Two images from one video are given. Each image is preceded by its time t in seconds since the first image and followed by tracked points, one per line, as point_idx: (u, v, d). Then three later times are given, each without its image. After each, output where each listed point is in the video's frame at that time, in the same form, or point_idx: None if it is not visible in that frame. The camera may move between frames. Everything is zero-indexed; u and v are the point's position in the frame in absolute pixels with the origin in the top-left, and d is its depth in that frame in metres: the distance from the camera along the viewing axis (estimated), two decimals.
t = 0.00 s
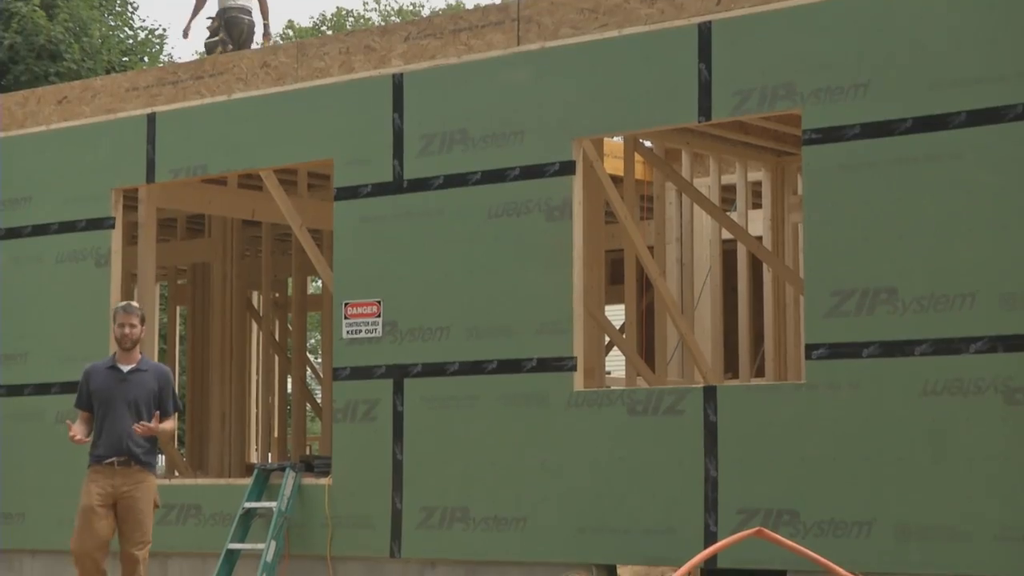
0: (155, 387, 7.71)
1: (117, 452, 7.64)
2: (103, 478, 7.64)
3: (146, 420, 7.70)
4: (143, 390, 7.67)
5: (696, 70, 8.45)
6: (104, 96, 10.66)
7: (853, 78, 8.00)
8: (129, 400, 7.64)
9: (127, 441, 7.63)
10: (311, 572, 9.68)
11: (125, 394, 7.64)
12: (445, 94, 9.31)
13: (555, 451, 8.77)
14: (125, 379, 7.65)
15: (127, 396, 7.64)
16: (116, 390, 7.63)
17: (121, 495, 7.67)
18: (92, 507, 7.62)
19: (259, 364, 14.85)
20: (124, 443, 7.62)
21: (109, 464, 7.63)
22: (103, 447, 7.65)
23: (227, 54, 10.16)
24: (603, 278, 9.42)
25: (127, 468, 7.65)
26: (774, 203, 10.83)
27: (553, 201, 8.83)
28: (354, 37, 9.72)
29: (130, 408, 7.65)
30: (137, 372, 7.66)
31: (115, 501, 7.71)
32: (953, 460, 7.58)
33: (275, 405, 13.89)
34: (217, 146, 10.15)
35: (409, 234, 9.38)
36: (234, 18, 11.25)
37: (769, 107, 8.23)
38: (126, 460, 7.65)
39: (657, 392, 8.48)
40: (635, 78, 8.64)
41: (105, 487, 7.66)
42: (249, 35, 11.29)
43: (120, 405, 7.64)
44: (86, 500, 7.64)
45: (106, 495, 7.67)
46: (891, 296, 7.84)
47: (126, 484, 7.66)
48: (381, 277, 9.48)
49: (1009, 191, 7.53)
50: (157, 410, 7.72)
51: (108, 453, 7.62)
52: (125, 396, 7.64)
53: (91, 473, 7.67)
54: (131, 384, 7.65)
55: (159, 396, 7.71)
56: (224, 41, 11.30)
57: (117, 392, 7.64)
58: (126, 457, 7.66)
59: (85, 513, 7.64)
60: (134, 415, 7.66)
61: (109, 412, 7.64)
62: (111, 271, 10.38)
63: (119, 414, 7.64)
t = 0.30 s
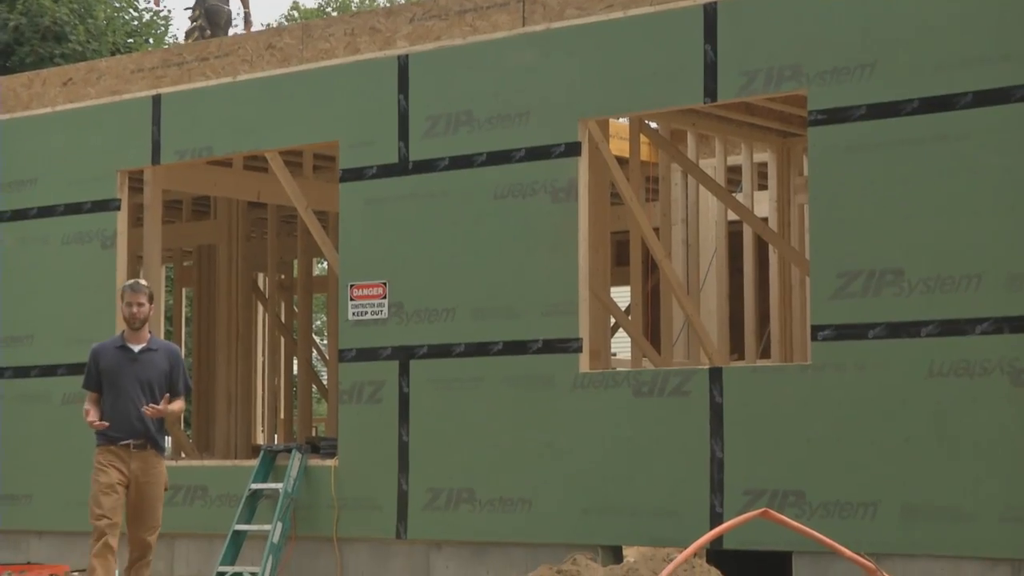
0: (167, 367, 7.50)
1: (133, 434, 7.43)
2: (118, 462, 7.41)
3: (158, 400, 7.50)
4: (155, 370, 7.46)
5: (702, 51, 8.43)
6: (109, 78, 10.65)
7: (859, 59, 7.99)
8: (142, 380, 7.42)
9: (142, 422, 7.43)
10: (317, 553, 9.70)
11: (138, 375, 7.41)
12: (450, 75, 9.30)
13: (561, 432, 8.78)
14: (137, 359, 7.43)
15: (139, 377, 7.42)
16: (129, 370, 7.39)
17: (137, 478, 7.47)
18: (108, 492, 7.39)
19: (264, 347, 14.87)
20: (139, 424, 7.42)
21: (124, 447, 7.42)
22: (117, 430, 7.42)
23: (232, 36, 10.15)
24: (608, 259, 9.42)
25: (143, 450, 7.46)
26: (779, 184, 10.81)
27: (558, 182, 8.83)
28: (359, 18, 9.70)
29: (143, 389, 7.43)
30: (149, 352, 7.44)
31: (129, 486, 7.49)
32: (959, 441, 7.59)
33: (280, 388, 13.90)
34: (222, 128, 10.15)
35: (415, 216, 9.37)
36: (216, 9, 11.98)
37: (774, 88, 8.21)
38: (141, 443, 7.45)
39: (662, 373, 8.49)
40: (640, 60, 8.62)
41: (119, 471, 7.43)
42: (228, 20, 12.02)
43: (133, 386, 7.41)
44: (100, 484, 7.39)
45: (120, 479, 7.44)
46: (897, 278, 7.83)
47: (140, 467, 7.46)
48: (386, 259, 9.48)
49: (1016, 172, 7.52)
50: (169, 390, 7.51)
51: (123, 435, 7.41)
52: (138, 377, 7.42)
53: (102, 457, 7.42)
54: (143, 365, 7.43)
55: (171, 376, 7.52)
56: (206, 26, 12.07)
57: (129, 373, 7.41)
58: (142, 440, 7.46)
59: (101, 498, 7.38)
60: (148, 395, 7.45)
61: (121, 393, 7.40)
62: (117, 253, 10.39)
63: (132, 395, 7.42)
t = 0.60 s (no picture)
0: (168, 349, 7.53)
1: (145, 419, 7.39)
2: (132, 450, 7.36)
3: (163, 383, 7.50)
4: (158, 353, 7.48)
5: (710, 32, 8.41)
6: (117, 60, 10.64)
7: (867, 40, 7.97)
8: (148, 364, 7.42)
9: (153, 406, 7.42)
10: (325, 534, 9.73)
11: (143, 359, 7.40)
12: (458, 57, 9.29)
13: (568, 413, 8.78)
14: (140, 343, 7.43)
15: (146, 359, 7.41)
16: (134, 354, 7.38)
17: (149, 464, 7.43)
18: (123, 483, 7.32)
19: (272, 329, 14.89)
20: (151, 406, 7.41)
21: (139, 433, 7.37)
22: (129, 416, 7.37)
23: (239, 17, 10.15)
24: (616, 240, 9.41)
25: (156, 435, 7.44)
26: (787, 165, 10.79)
27: (566, 164, 8.82)
28: None
29: (150, 372, 7.43)
30: (150, 335, 7.46)
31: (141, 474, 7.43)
32: (967, 422, 7.58)
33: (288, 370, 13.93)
34: (229, 109, 10.14)
35: (422, 197, 9.37)
36: None
37: (782, 69, 8.20)
38: (155, 428, 7.43)
39: (670, 354, 8.49)
40: (648, 41, 8.60)
41: (132, 459, 7.36)
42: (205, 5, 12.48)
43: (139, 370, 7.38)
44: (115, 475, 7.31)
45: (134, 467, 7.37)
46: (905, 259, 7.82)
47: (152, 453, 7.43)
48: (394, 240, 9.48)
49: None
50: (172, 372, 7.54)
51: (136, 421, 7.36)
52: (143, 361, 7.41)
53: (115, 446, 7.34)
54: (146, 348, 7.44)
55: (172, 357, 7.56)
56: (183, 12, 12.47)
57: (134, 357, 7.39)
58: (155, 425, 7.43)
59: (118, 489, 7.30)
60: (154, 378, 7.45)
61: (128, 379, 7.36)
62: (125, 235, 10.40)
63: (140, 380, 7.39)
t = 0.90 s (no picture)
0: (170, 321, 7.40)
1: (149, 390, 7.24)
2: (138, 425, 7.21)
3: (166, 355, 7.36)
4: (161, 324, 7.34)
5: (723, 10, 8.38)
6: (129, 39, 10.64)
7: (881, 17, 7.94)
8: (150, 335, 7.29)
9: (155, 377, 7.26)
10: (339, 513, 9.77)
11: (145, 331, 7.27)
12: (470, 36, 9.27)
13: (581, 392, 8.79)
14: (142, 315, 7.29)
15: (147, 330, 7.28)
16: (136, 326, 7.23)
17: (157, 438, 7.28)
18: (130, 461, 7.19)
19: (285, 309, 14.91)
20: (152, 378, 7.26)
21: (143, 405, 7.20)
22: (133, 389, 7.21)
23: None
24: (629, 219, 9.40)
25: (161, 407, 7.27)
26: (800, 144, 10.77)
27: (579, 142, 8.81)
28: None
29: (153, 344, 7.30)
30: (152, 306, 7.32)
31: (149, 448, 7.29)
32: (980, 400, 7.58)
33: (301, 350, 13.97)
34: (242, 89, 10.14)
35: (434, 177, 9.37)
36: None
37: (795, 46, 8.17)
38: (160, 400, 7.26)
39: (683, 333, 8.48)
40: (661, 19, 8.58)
41: (139, 435, 7.22)
42: None
43: (142, 343, 7.25)
44: (122, 455, 7.19)
45: (141, 443, 7.23)
46: (919, 237, 7.80)
47: (159, 425, 7.28)
48: (406, 220, 9.48)
49: None
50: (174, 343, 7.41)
51: (140, 393, 7.20)
52: (145, 332, 7.28)
53: (121, 424, 7.20)
54: (149, 320, 7.30)
55: (175, 329, 7.43)
56: None
57: (136, 330, 7.25)
58: (159, 396, 7.27)
59: (126, 468, 7.18)
60: (157, 350, 7.31)
61: (129, 350, 7.22)
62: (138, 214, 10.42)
63: (142, 352, 7.25)
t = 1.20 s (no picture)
0: (186, 302, 6.79)
1: (158, 375, 6.64)
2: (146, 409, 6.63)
3: (178, 340, 6.72)
4: (175, 307, 6.72)
5: None
6: (144, 22, 10.65)
7: None
8: (162, 319, 6.66)
9: (167, 362, 6.64)
10: (355, 495, 9.81)
11: (157, 315, 6.66)
12: (484, 18, 9.26)
13: (596, 375, 8.79)
14: (154, 297, 6.69)
15: (159, 314, 6.66)
16: (148, 309, 6.64)
17: (169, 423, 6.69)
18: (139, 449, 6.66)
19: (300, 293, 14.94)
20: (164, 364, 6.64)
21: (153, 390, 6.62)
22: (143, 374, 6.63)
23: None
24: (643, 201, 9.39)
25: (172, 392, 6.67)
26: (815, 126, 10.75)
27: (593, 125, 8.80)
28: None
29: (167, 328, 6.68)
30: (165, 288, 6.71)
31: (161, 431, 6.72)
32: (996, 382, 7.56)
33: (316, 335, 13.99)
34: (256, 72, 10.14)
35: (449, 160, 9.36)
36: None
37: (811, 28, 8.14)
38: (170, 384, 6.66)
39: (698, 316, 8.47)
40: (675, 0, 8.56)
41: (147, 418, 6.65)
42: None
43: (153, 326, 6.65)
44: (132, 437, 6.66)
45: (152, 427, 6.67)
46: (934, 220, 7.77)
47: (170, 409, 6.67)
48: (421, 203, 9.48)
49: None
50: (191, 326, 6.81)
51: (148, 378, 6.61)
52: (157, 316, 6.67)
53: (129, 407, 6.64)
54: (161, 303, 6.69)
55: (191, 312, 6.80)
56: None
57: (147, 312, 6.65)
58: (169, 380, 6.67)
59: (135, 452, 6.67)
60: (170, 335, 6.68)
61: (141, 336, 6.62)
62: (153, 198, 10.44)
63: (153, 336, 6.65)
